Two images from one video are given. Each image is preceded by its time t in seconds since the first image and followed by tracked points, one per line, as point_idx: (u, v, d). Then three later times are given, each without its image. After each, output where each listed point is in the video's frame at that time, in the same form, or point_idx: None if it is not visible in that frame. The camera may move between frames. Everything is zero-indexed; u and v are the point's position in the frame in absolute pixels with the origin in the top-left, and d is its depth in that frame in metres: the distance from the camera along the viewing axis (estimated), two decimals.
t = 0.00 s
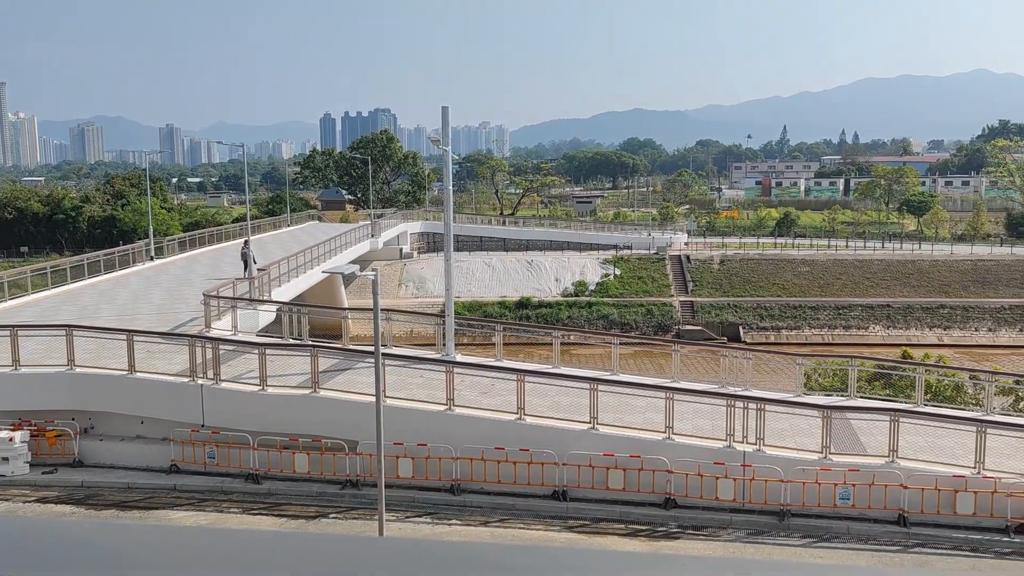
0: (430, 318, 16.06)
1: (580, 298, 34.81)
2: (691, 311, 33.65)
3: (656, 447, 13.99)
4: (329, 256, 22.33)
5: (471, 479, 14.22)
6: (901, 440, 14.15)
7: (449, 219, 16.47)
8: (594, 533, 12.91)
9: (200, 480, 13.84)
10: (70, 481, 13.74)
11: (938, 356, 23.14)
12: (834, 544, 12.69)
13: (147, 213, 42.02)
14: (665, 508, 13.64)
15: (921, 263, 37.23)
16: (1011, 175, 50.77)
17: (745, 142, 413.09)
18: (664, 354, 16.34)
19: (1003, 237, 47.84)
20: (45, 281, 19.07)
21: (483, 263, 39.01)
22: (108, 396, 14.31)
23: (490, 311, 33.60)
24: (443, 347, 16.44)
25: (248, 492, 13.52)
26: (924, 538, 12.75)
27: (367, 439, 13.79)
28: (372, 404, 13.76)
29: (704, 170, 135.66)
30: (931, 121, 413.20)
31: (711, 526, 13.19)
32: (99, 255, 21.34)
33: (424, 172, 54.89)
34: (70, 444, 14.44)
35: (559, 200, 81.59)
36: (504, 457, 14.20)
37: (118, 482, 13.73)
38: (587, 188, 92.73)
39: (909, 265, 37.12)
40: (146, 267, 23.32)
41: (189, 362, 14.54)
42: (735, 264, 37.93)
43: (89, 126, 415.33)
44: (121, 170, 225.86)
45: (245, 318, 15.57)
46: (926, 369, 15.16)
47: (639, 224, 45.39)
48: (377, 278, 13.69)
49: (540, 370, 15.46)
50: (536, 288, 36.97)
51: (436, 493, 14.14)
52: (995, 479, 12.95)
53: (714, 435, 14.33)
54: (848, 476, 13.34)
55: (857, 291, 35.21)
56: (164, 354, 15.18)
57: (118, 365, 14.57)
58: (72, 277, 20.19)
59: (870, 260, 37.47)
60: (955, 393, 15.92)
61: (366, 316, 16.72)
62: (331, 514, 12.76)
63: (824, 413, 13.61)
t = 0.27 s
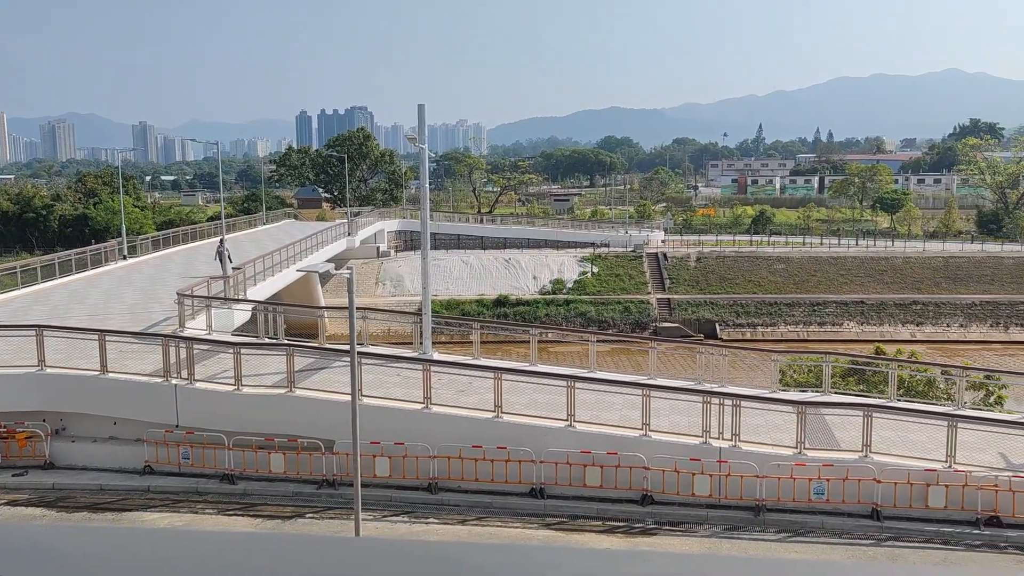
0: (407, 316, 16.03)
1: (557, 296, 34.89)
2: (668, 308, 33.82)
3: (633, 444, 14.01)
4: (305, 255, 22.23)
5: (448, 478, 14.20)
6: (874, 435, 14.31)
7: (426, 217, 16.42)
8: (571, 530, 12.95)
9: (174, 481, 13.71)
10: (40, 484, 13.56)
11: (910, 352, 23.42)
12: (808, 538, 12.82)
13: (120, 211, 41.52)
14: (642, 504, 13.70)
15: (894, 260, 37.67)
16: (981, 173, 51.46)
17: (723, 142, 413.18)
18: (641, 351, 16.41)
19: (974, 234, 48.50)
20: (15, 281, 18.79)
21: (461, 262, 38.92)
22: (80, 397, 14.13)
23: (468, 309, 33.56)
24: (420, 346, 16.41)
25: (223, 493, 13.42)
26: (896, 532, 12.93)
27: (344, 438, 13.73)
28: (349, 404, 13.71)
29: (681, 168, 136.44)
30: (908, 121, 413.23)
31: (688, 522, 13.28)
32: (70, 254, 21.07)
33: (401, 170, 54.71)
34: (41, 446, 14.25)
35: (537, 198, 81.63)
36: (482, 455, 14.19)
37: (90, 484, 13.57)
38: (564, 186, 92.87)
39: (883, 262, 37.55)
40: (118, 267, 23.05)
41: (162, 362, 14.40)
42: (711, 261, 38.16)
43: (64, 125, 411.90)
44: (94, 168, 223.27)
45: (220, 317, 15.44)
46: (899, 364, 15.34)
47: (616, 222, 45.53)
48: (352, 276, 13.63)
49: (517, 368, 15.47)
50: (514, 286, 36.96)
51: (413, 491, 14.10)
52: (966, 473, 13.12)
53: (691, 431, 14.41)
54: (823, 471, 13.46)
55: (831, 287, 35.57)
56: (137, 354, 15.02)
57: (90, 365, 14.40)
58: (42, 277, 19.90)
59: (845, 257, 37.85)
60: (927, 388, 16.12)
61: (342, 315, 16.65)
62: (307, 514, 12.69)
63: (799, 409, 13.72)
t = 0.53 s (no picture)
0: (384, 315, 15.98)
1: (535, 294, 34.91)
2: (645, 306, 33.95)
3: (610, 441, 14.03)
4: (280, 254, 22.08)
5: (425, 477, 14.17)
6: (847, 431, 14.45)
7: (402, 215, 16.36)
8: (548, 528, 12.96)
9: (147, 482, 13.57)
10: (10, 487, 13.37)
11: (882, 348, 23.67)
12: (783, 533, 12.92)
13: (92, 209, 41.00)
14: (620, 502, 13.75)
15: (869, 258, 38.07)
16: (952, 171, 52.03)
17: (701, 141, 413.18)
18: (618, 349, 16.46)
19: (946, 232, 49.08)
20: None
21: (439, 260, 38.81)
22: (50, 399, 13.95)
23: (445, 307, 33.48)
24: (397, 345, 16.36)
25: (197, 494, 13.30)
26: (870, 527, 13.06)
27: (320, 438, 13.66)
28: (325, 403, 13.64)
29: (658, 166, 137.15)
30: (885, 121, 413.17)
31: (665, 518, 13.34)
32: (41, 254, 20.77)
33: (378, 168, 54.46)
34: (11, 448, 14.06)
35: (514, 196, 81.62)
36: (459, 453, 14.16)
37: (62, 487, 13.41)
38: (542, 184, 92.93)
39: (857, 259, 37.92)
40: (90, 266, 22.77)
41: (135, 362, 14.25)
42: (688, 259, 38.34)
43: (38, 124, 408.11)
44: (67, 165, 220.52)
45: (194, 317, 15.30)
46: (873, 361, 15.49)
47: (594, 220, 45.63)
48: (328, 275, 13.56)
49: (494, 366, 15.47)
50: (491, 285, 36.92)
51: (391, 491, 14.05)
52: (937, 467, 13.30)
53: (667, 428, 14.47)
54: (797, 466, 13.57)
55: (806, 284, 35.87)
56: (109, 354, 14.84)
57: (62, 367, 14.22)
58: (12, 277, 19.61)
59: (820, 255, 38.18)
60: (900, 385, 16.30)
61: (319, 314, 16.56)
62: (283, 515, 12.62)
63: (774, 405, 13.82)
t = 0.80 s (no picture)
0: (361, 315, 15.93)
1: (513, 293, 34.92)
2: (623, 305, 34.07)
3: (587, 440, 14.07)
4: (255, 254, 21.91)
5: (403, 477, 14.12)
6: (822, 427, 14.58)
7: (379, 215, 16.32)
8: (526, 527, 12.96)
9: (120, 485, 13.41)
10: None
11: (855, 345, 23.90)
12: (759, 530, 13.01)
13: (64, 208, 40.42)
14: (597, 500, 13.78)
15: (843, 256, 38.42)
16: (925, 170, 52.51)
17: (679, 141, 413.15)
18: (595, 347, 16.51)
19: (919, 230, 49.63)
20: None
21: (416, 259, 38.67)
22: (21, 401, 13.78)
23: (423, 306, 33.37)
24: (374, 344, 16.31)
25: (171, 496, 13.17)
26: (844, 522, 13.19)
27: (295, 438, 13.59)
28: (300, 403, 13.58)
29: (636, 165, 137.75)
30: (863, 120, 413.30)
31: (642, 516, 13.39)
32: (10, 254, 20.45)
33: (355, 167, 54.16)
34: None
35: (492, 195, 81.47)
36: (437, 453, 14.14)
37: (33, 490, 13.23)
38: (520, 183, 92.92)
39: (831, 257, 38.26)
40: (62, 266, 22.45)
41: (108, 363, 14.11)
42: (665, 257, 38.49)
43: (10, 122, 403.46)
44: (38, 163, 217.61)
45: (168, 317, 15.17)
46: (846, 357, 15.66)
47: (572, 219, 45.70)
48: (302, 274, 13.49)
49: (472, 366, 15.46)
50: (469, 284, 36.86)
51: (367, 491, 13.98)
52: (910, 463, 13.46)
53: (644, 426, 14.54)
54: (773, 463, 13.67)
55: (781, 282, 36.15)
56: (81, 355, 14.66)
57: (33, 368, 14.03)
58: None
59: (795, 253, 38.48)
60: (873, 381, 16.50)
61: (295, 314, 16.46)
62: (259, 516, 12.53)
63: (749, 403, 13.93)
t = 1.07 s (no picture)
0: (337, 315, 15.85)
1: (491, 292, 34.92)
2: (601, 304, 34.20)
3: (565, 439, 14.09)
4: (230, 254, 21.72)
5: (380, 477, 14.06)
6: (797, 424, 14.70)
7: (356, 214, 16.24)
8: (503, 526, 12.95)
9: (93, 488, 13.24)
10: None
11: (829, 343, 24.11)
12: (735, 526, 13.09)
13: (35, 208, 39.80)
14: (575, 499, 13.80)
15: (818, 254, 38.76)
16: (898, 169, 53.42)
17: (658, 140, 413.36)
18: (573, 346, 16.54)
19: (892, 229, 50.20)
20: None
21: (393, 258, 38.53)
22: None
23: (401, 306, 33.23)
24: (351, 344, 16.25)
25: (145, 498, 13.01)
26: (819, 518, 13.31)
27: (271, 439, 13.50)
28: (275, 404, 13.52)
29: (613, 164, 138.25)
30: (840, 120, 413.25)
31: (619, 514, 13.42)
32: None
33: (332, 166, 53.79)
34: None
35: (470, 195, 81.35)
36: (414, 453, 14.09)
37: (3, 494, 13.02)
38: (498, 182, 92.88)
39: (807, 256, 38.62)
40: (32, 267, 22.11)
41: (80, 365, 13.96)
42: (643, 256, 38.63)
43: None
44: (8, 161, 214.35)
45: (141, 318, 15.01)
46: (822, 355, 15.80)
47: (549, 219, 45.75)
48: (277, 274, 13.41)
49: (449, 365, 15.44)
50: (447, 283, 36.79)
51: (344, 492, 13.91)
52: (884, 459, 13.61)
53: (621, 424, 14.59)
54: (749, 460, 13.77)
55: (757, 281, 36.42)
56: (52, 357, 14.45)
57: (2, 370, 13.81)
58: None
59: (771, 252, 38.79)
60: (848, 378, 16.67)
61: (271, 314, 16.35)
62: (234, 518, 12.43)
63: (725, 400, 14.02)
